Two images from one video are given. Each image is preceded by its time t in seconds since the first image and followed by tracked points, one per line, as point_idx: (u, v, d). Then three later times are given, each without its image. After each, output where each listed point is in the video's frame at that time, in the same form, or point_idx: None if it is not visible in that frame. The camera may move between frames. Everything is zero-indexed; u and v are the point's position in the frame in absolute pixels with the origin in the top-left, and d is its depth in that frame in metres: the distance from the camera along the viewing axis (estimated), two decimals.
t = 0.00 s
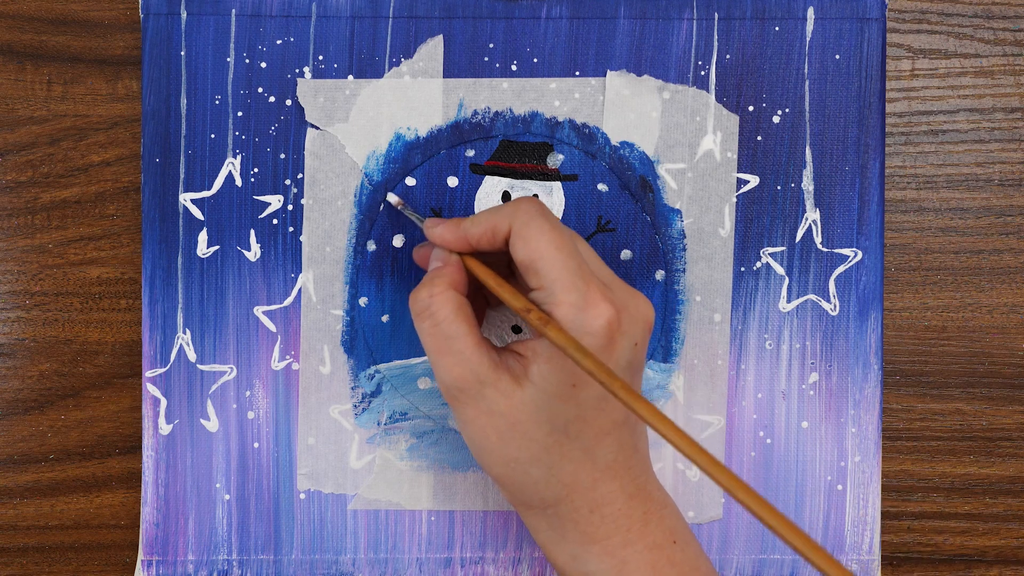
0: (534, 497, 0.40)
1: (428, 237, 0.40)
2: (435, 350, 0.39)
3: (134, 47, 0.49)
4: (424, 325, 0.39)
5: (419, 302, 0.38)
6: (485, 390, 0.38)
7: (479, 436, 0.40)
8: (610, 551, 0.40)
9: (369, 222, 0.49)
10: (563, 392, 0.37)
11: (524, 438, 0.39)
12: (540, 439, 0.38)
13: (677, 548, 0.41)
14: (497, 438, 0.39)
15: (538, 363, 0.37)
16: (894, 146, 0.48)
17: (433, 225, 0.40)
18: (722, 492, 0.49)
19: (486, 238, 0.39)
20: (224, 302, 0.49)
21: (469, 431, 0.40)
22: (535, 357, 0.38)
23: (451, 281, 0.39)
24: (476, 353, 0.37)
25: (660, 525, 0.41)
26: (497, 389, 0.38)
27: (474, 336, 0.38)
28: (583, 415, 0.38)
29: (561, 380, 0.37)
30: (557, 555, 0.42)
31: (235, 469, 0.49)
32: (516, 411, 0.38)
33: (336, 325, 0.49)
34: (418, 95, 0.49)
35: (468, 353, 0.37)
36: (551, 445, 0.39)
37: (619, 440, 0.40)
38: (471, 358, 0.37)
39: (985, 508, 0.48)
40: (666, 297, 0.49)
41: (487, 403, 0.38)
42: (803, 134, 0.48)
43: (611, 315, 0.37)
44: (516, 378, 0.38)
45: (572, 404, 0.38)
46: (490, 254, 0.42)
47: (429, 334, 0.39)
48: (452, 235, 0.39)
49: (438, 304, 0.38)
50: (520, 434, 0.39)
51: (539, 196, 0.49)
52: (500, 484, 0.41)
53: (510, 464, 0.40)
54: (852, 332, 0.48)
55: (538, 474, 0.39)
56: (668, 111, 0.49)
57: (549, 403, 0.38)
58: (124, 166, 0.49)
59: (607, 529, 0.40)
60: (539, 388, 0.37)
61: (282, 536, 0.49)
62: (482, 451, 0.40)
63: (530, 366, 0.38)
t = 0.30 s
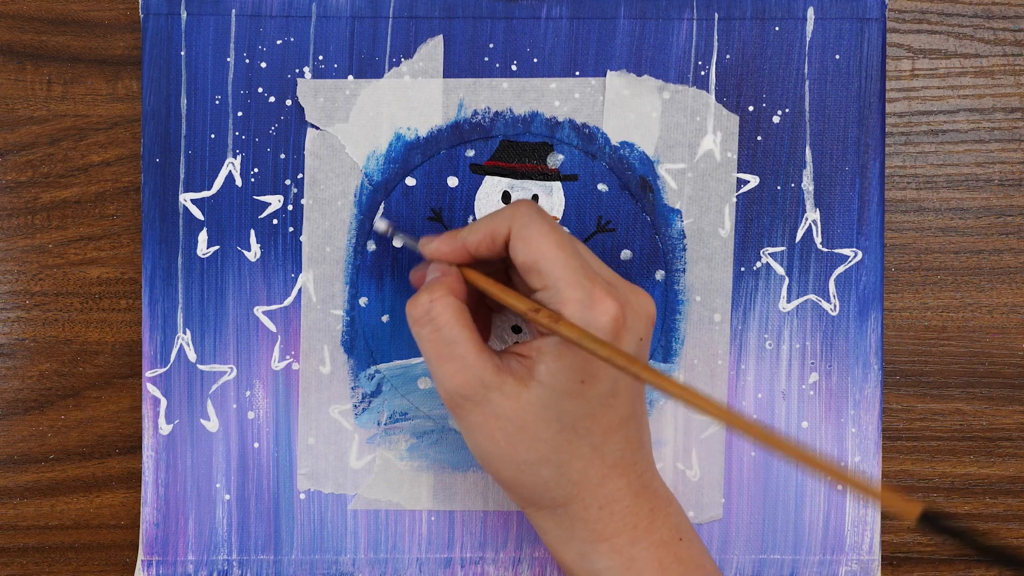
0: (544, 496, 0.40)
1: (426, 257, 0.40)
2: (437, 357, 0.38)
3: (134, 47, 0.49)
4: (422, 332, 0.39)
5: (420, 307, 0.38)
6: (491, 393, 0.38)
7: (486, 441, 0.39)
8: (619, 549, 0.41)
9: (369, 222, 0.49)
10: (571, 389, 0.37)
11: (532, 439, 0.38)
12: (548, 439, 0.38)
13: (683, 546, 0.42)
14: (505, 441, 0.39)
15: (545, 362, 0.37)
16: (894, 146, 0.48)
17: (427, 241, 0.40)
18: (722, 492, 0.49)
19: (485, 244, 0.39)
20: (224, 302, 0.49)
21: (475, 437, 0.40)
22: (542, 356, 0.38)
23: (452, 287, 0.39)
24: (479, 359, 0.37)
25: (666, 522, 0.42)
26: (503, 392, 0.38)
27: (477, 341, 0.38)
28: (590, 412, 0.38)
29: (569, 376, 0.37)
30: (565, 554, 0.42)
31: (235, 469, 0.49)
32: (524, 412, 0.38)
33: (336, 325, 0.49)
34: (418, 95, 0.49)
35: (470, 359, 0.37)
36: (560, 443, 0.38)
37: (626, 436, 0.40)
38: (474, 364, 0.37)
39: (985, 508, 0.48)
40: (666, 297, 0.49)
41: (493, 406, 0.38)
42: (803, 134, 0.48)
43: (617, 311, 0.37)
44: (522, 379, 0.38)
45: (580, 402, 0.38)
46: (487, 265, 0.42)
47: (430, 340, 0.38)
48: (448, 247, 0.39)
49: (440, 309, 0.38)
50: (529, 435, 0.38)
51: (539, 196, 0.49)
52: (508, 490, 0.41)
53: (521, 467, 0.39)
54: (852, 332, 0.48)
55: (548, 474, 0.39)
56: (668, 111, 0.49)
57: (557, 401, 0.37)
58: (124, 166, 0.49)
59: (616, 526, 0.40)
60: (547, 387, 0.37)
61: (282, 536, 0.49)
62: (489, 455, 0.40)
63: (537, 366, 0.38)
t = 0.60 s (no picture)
0: (541, 499, 0.40)
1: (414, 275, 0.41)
2: (428, 365, 0.38)
3: (134, 47, 0.49)
4: (412, 341, 0.38)
5: (409, 316, 0.37)
6: (485, 399, 0.38)
7: (481, 446, 0.39)
8: (618, 549, 0.41)
9: (369, 222, 0.49)
10: (565, 390, 0.37)
11: (528, 441, 0.38)
12: (543, 441, 0.38)
13: (682, 546, 0.42)
14: (499, 445, 0.39)
15: (538, 364, 0.37)
16: (894, 146, 0.48)
17: (415, 260, 0.41)
18: (723, 492, 0.49)
19: (470, 255, 0.40)
20: (224, 302, 0.49)
21: (470, 443, 0.40)
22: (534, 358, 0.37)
23: (440, 296, 0.38)
24: (471, 365, 0.37)
25: (665, 522, 0.42)
26: (496, 397, 0.37)
27: (468, 347, 0.37)
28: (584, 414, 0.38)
29: (561, 378, 0.37)
30: (565, 554, 0.42)
31: (235, 469, 0.49)
32: (518, 415, 0.38)
33: (336, 326, 0.49)
34: (418, 95, 0.49)
35: (462, 366, 0.37)
36: (555, 445, 0.39)
37: (622, 436, 0.40)
38: (466, 370, 0.37)
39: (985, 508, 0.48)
40: (666, 297, 0.49)
41: (487, 410, 0.38)
42: (803, 134, 0.48)
43: (606, 310, 0.37)
44: (515, 382, 0.38)
45: (573, 403, 0.38)
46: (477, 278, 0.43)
47: (419, 349, 0.38)
48: (436, 263, 0.40)
49: (429, 317, 0.37)
50: (523, 438, 0.38)
51: (539, 196, 0.49)
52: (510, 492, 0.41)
53: (516, 470, 0.39)
54: (852, 331, 0.48)
55: (545, 476, 0.39)
56: (668, 111, 0.49)
57: (551, 403, 0.37)
58: (125, 166, 0.49)
59: (615, 527, 0.40)
60: (539, 390, 0.37)
61: (282, 536, 0.49)
62: (485, 459, 0.40)
63: (529, 368, 0.37)
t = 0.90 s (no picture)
0: (538, 502, 0.40)
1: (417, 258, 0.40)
2: (429, 363, 0.38)
3: (134, 47, 0.49)
4: (415, 340, 0.39)
5: (412, 316, 0.38)
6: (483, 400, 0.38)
7: (480, 447, 0.39)
8: (615, 553, 0.41)
9: (368, 222, 0.49)
10: (561, 398, 0.37)
11: (525, 446, 0.38)
12: (540, 445, 0.38)
13: (680, 549, 0.42)
14: (497, 447, 0.39)
15: (537, 370, 0.37)
16: (894, 146, 0.48)
17: (421, 243, 0.40)
18: (722, 492, 0.49)
19: (475, 250, 0.39)
20: (224, 302, 0.49)
21: (470, 444, 0.40)
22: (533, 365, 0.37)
23: (443, 296, 0.39)
24: (471, 365, 0.37)
25: (663, 525, 0.42)
26: (495, 399, 0.37)
27: (468, 348, 0.37)
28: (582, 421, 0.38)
29: (560, 385, 0.37)
30: (561, 557, 0.42)
31: (235, 469, 0.49)
32: (515, 420, 0.38)
33: (336, 326, 0.49)
34: (418, 95, 0.49)
35: (462, 366, 0.37)
36: (552, 450, 0.39)
37: (620, 441, 0.40)
38: (466, 370, 0.37)
39: (985, 508, 0.48)
40: (666, 297, 0.49)
41: (484, 413, 0.38)
42: (803, 134, 0.48)
43: (604, 320, 0.37)
44: (513, 387, 0.38)
45: (569, 409, 0.38)
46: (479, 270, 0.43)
47: (421, 347, 0.38)
48: (440, 252, 0.39)
49: (431, 317, 0.38)
50: (520, 442, 0.38)
51: (539, 196, 0.49)
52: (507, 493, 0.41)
53: (513, 473, 0.40)
54: (852, 331, 0.48)
55: (541, 480, 0.39)
56: (668, 111, 0.49)
57: (548, 408, 0.37)
58: (125, 166, 0.49)
59: (611, 531, 0.40)
60: (537, 396, 0.37)
61: (282, 536, 0.49)
62: (485, 460, 0.40)
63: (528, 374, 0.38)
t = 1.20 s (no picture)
0: (549, 504, 0.40)
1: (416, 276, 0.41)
2: (432, 374, 0.38)
3: (134, 47, 0.48)
4: (416, 349, 0.39)
5: (413, 324, 0.39)
6: (489, 408, 0.38)
7: (489, 455, 0.39)
8: (624, 551, 0.41)
9: (368, 222, 0.49)
10: (571, 397, 0.37)
11: (535, 448, 0.38)
12: (550, 447, 0.38)
13: (687, 547, 0.42)
14: (507, 453, 0.39)
15: (544, 371, 0.37)
16: (894, 146, 0.48)
17: (420, 260, 0.41)
18: (723, 492, 0.49)
19: (475, 257, 0.39)
20: (225, 302, 0.49)
21: (476, 453, 0.39)
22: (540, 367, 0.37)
23: (445, 305, 0.39)
24: (474, 374, 0.38)
25: (670, 523, 0.42)
26: (501, 407, 0.37)
27: (471, 356, 0.38)
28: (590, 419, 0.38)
29: (569, 384, 0.37)
30: (571, 557, 0.41)
31: (235, 469, 0.49)
32: (524, 423, 0.38)
33: (336, 326, 0.49)
34: (418, 95, 0.49)
35: (465, 375, 0.38)
36: (562, 451, 0.38)
37: (627, 438, 0.40)
38: (469, 379, 0.37)
39: (985, 508, 0.48)
40: (666, 297, 0.49)
41: (490, 421, 0.38)
42: (803, 134, 0.48)
43: (612, 314, 0.37)
44: (519, 391, 0.38)
45: (579, 407, 0.38)
46: (478, 280, 0.43)
47: (425, 357, 0.38)
48: (440, 265, 0.40)
49: (434, 325, 0.38)
50: (530, 445, 0.38)
51: (539, 196, 0.49)
52: (509, 495, 0.41)
53: (525, 477, 0.39)
54: (852, 331, 0.48)
55: (554, 482, 0.39)
56: (668, 111, 0.49)
57: (557, 408, 0.37)
58: (125, 166, 0.49)
59: (620, 530, 0.40)
60: (546, 398, 0.37)
61: (282, 536, 0.49)
62: (490, 464, 0.40)
63: (535, 375, 0.38)
